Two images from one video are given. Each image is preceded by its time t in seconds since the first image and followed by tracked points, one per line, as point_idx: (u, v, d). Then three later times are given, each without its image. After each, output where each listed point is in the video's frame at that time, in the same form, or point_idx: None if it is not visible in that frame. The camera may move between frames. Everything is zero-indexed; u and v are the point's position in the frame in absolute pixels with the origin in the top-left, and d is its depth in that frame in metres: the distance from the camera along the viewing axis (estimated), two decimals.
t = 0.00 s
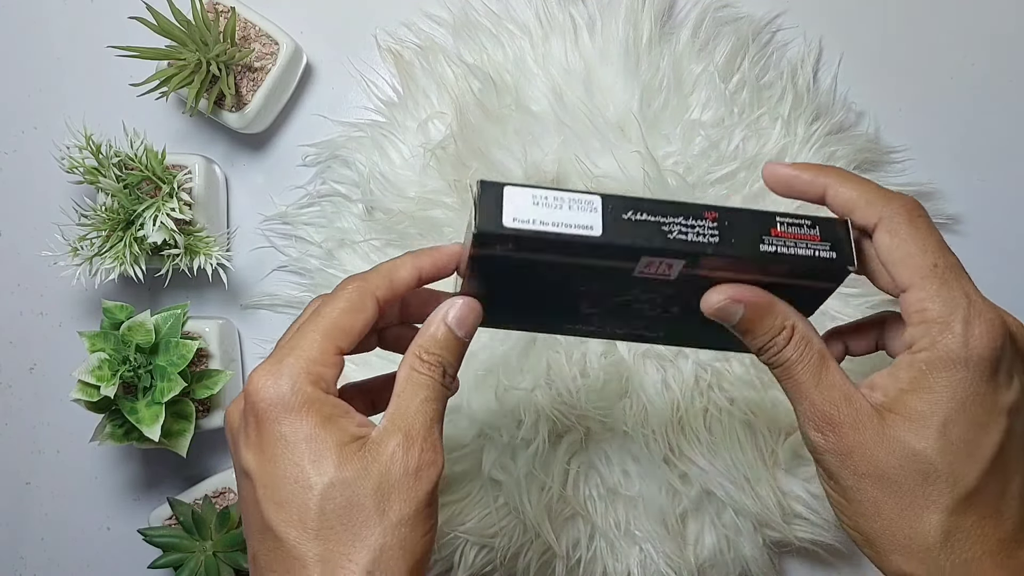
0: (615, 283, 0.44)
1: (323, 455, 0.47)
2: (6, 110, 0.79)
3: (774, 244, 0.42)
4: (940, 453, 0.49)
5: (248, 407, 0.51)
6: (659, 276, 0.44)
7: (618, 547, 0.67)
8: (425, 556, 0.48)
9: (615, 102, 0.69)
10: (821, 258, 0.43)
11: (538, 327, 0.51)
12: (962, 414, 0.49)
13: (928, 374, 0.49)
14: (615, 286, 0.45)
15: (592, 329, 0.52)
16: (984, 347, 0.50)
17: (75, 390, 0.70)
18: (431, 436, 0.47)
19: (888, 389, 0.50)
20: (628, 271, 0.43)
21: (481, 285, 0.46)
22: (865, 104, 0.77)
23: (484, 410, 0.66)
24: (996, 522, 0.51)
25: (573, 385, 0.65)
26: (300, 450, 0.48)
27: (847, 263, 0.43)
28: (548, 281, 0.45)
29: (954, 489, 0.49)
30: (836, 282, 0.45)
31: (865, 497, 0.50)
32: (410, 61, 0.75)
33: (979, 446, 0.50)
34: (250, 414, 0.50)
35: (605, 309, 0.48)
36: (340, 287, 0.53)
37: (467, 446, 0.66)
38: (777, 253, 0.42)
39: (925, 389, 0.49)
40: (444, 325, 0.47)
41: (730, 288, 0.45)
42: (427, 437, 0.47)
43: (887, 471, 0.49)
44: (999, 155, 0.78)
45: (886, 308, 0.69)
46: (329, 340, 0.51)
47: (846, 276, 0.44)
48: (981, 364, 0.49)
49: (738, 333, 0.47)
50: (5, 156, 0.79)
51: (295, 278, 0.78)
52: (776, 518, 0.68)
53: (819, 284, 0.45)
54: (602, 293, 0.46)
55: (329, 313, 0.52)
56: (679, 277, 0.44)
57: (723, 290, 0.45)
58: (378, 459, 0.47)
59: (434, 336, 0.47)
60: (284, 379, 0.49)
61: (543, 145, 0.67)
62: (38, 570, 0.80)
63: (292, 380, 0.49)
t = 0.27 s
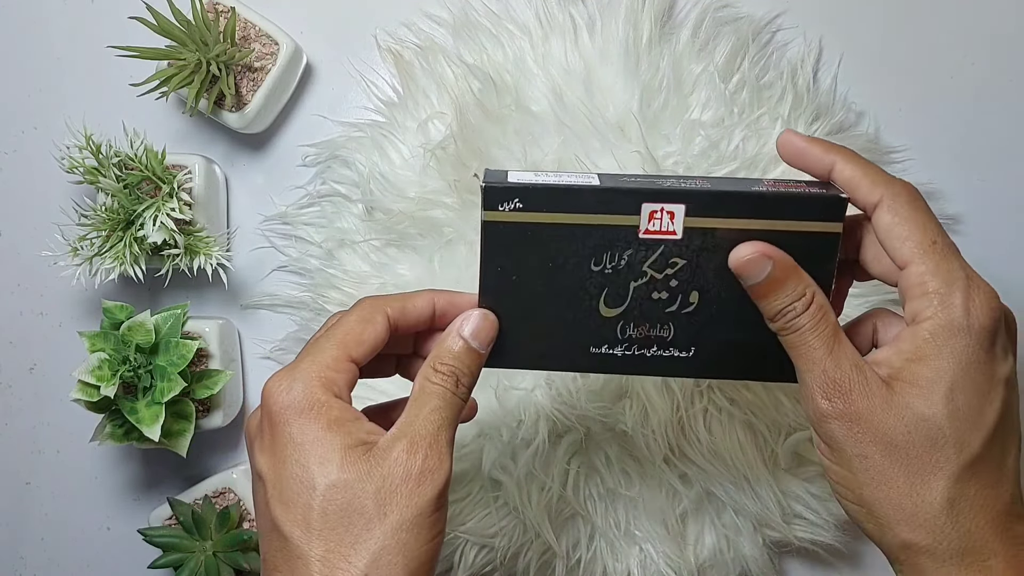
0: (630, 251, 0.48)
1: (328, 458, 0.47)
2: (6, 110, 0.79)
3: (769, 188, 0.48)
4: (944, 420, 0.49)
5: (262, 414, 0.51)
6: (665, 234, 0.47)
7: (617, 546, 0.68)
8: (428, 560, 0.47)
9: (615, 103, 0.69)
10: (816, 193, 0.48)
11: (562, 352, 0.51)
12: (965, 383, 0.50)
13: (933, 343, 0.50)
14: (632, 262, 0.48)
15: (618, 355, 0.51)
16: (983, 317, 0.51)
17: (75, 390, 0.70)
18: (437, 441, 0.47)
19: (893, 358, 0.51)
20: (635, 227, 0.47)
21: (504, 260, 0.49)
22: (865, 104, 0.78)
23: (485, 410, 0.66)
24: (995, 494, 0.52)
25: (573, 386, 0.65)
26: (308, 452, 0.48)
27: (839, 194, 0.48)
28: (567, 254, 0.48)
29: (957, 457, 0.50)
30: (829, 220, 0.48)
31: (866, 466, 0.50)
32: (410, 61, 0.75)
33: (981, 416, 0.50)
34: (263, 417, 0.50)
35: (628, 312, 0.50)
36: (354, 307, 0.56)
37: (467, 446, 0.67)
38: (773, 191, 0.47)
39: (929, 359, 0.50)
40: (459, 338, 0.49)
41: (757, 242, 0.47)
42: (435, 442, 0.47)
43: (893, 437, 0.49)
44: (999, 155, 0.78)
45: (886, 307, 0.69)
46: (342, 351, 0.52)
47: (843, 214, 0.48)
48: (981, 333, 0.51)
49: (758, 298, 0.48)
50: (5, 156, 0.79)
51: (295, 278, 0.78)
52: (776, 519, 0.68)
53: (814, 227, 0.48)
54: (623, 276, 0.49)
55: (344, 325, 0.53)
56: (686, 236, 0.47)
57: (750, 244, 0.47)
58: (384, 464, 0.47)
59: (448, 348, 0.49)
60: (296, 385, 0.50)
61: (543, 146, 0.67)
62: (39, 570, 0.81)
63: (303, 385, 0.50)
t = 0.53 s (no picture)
0: (613, 243, 0.50)
1: (322, 462, 0.47)
2: (7, 110, 0.79)
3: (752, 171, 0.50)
4: (943, 408, 0.49)
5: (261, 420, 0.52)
6: (647, 222, 0.50)
7: (617, 546, 0.68)
8: (423, 561, 0.47)
9: (615, 103, 0.69)
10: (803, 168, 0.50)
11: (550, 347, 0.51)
12: (960, 372, 0.50)
13: (928, 332, 0.50)
14: (616, 253, 0.50)
15: (615, 353, 0.51)
16: (964, 307, 0.51)
17: (75, 390, 0.70)
18: (429, 443, 0.47)
19: (890, 353, 0.51)
20: (615, 217, 0.50)
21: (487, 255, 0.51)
22: (865, 104, 0.77)
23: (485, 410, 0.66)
24: (983, 484, 0.52)
25: (573, 386, 0.65)
26: (302, 456, 0.48)
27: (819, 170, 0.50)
28: (552, 250, 0.50)
29: (956, 446, 0.50)
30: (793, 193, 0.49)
31: (863, 463, 0.50)
32: (410, 61, 0.75)
33: (975, 405, 0.51)
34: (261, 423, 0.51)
35: (619, 306, 0.51)
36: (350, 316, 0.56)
37: (467, 446, 0.67)
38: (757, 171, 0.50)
39: (926, 348, 0.50)
40: (453, 343, 0.49)
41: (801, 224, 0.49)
42: (431, 447, 0.47)
43: (894, 425, 0.49)
44: (999, 154, 0.78)
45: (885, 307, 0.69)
46: (337, 357, 0.53)
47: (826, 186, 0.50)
48: (965, 322, 0.51)
49: (776, 273, 0.49)
50: (5, 156, 0.79)
51: (295, 278, 0.78)
52: (776, 519, 0.68)
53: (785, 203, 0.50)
54: (609, 269, 0.51)
55: (339, 332, 0.54)
56: (666, 223, 0.50)
57: (794, 225, 0.49)
58: (376, 468, 0.46)
59: (441, 351, 0.49)
60: (292, 391, 0.50)
61: (543, 146, 0.67)
62: (38, 570, 0.81)
63: (298, 391, 0.50)
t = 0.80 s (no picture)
0: (605, 231, 0.51)
1: (317, 458, 0.47)
2: (6, 110, 0.79)
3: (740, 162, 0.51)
4: (956, 410, 0.50)
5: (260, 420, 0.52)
6: (637, 209, 0.50)
7: (617, 547, 0.68)
8: (417, 559, 0.47)
9: (615, 103, 0.69)
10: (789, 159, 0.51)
11: (543, 340, 0.51)
12: (969, 373, 0.51)
13: (940, 335, 0.51)
14: (608, 241, 0.51)
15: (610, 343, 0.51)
16: (967, 308, 0.52)
17: (75, 390, 0.70)
18: (421, 435, 0.47)
19: (902, 355, 0.51)
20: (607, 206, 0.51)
21: (481, 249, 0.51)
22: (865, 104, 0.77)
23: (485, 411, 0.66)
24: (992, 484, 0.52)
25: (572, 386, 0.65)
26: (297, 452, 0.48)
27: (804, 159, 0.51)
28: (544, 242, 0.51)
29: (968, 447, 0.50)
30: (783, 176, 0.50)
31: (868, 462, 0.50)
32: (410, 61, 0.75)
33: (982, 405, 0.51)
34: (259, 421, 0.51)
35: (614, 295, 0.51)
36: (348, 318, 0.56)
37: (467, 446, 0.67)
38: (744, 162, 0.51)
39: (939, 349, 0.50)
40: (450, 338, 0.49)
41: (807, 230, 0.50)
42: (426, 442, 0.47)
43: (911, 428, 0.49)
44: (999, 154, 0.78)
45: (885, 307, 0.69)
46: (333, 356, 0.53)
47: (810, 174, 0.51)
48: (967, 324, 0.52)
49: (782, 282, 0.49)
50: (5, 156, 0.79)
51: (295, 278, 0.78)
52: (776, 519, 0.68)
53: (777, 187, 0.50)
54: (602, 258, 0.51)
55: (337, 334, 0.54)
56: (657, 210, 0.51)
57: (800, 230, 0.49)
58: (369, 462, 0.47)
59: (437, 345, 0.49)
60: (289, 389, 0.50)
61: (543, 146, 0.67)
62: (37, 570, 0.80)
63: (293, 389, 0.50)
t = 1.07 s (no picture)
0: (603, 232, 0.51)
1: (315, 454, 0.47)
2: (6, 110, 0.79)
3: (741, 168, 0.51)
4: (967, 415, 0.50)
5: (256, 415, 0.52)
6: (636, 211, 0.50)
7: (618, 547, 0.67)
8: (415, 556, 0.47)
9: (615, 103, 0.69)
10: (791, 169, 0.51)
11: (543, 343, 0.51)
12: (979, 377, 0.51)
13: (952, 340, 0.51)
14: (606, 241, 0.51)
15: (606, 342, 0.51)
16: (976, 314, 0.52)
17: (75, 390, 0.70)
18: (417, 430, 0.47)
19: (914, 361, 0.51)
20: (607, 206, 0.51)
21: (480, 242, 0.51)
22: (865, 104, 0.77)
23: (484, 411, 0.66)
24: (1001, 490, 0.53)
25: (572, 386, 0.65)
26: (294, 447, 0.48)
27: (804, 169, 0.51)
28: (542, 239, 0.51)
29: (978, 453, 0.50)
30: (788, 183, 0.50)
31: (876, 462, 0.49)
32: (410, 61, 0.75)
33: (991, 410, 0.51)
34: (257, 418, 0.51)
35: (610, 295, 0.51)
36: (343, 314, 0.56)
37: (467, 446, 0.67)
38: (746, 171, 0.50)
39: (951, 354, 0.50)
40: (447, 332, 0.49)
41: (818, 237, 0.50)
42: (422, 437, 0.47)
43: (924, 432, 0.49)
44: (999, 154, 0.78)
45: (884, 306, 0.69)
46: (329, 351, 0.53)
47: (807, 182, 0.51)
48: (977, 330, 0.52)
49: (792, 287, 0.49)
50: (5, 156, 0.79)
51: (295, 278, 0.78)
52: (776, 519, 0.68)
53: (785, 192, 0.50)
54: (599, 258, 0.51)
55: (333, 331, 0.54)
56: (656, 213, 0.51)
57: (810, 236, 0.49)
58: (366, 457, 0.46)
59: (434, 339, 0.49)
60: (284, 384, 0.50)
61: (543, 146, 0.67)
62: (37, 570, 0.80)
63: (289, 385, 0.50)
